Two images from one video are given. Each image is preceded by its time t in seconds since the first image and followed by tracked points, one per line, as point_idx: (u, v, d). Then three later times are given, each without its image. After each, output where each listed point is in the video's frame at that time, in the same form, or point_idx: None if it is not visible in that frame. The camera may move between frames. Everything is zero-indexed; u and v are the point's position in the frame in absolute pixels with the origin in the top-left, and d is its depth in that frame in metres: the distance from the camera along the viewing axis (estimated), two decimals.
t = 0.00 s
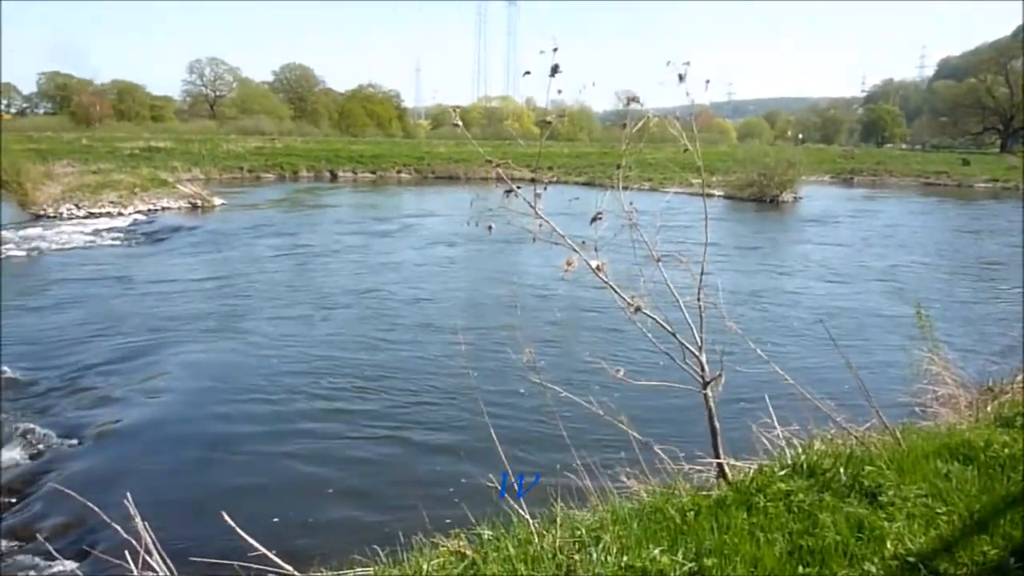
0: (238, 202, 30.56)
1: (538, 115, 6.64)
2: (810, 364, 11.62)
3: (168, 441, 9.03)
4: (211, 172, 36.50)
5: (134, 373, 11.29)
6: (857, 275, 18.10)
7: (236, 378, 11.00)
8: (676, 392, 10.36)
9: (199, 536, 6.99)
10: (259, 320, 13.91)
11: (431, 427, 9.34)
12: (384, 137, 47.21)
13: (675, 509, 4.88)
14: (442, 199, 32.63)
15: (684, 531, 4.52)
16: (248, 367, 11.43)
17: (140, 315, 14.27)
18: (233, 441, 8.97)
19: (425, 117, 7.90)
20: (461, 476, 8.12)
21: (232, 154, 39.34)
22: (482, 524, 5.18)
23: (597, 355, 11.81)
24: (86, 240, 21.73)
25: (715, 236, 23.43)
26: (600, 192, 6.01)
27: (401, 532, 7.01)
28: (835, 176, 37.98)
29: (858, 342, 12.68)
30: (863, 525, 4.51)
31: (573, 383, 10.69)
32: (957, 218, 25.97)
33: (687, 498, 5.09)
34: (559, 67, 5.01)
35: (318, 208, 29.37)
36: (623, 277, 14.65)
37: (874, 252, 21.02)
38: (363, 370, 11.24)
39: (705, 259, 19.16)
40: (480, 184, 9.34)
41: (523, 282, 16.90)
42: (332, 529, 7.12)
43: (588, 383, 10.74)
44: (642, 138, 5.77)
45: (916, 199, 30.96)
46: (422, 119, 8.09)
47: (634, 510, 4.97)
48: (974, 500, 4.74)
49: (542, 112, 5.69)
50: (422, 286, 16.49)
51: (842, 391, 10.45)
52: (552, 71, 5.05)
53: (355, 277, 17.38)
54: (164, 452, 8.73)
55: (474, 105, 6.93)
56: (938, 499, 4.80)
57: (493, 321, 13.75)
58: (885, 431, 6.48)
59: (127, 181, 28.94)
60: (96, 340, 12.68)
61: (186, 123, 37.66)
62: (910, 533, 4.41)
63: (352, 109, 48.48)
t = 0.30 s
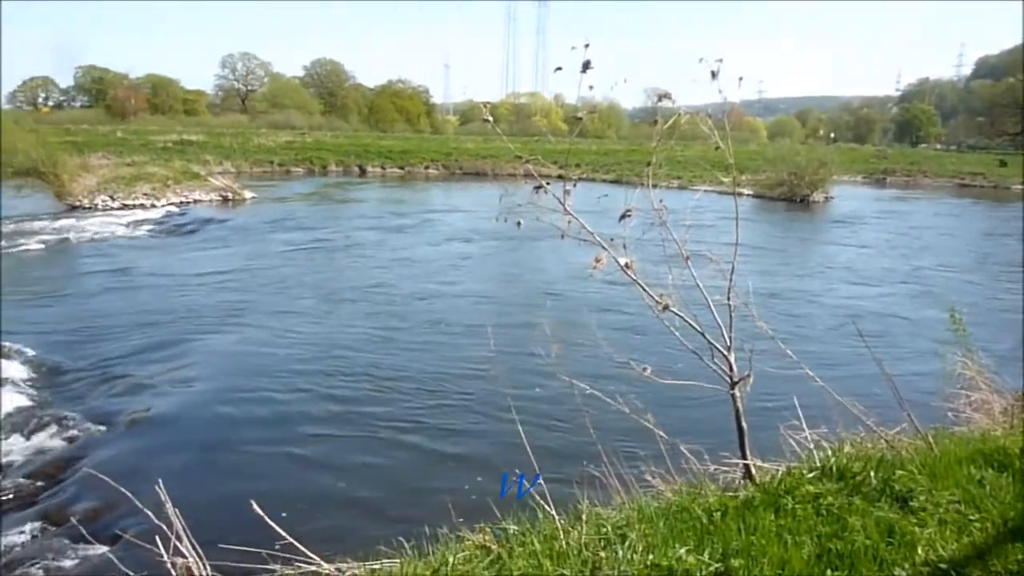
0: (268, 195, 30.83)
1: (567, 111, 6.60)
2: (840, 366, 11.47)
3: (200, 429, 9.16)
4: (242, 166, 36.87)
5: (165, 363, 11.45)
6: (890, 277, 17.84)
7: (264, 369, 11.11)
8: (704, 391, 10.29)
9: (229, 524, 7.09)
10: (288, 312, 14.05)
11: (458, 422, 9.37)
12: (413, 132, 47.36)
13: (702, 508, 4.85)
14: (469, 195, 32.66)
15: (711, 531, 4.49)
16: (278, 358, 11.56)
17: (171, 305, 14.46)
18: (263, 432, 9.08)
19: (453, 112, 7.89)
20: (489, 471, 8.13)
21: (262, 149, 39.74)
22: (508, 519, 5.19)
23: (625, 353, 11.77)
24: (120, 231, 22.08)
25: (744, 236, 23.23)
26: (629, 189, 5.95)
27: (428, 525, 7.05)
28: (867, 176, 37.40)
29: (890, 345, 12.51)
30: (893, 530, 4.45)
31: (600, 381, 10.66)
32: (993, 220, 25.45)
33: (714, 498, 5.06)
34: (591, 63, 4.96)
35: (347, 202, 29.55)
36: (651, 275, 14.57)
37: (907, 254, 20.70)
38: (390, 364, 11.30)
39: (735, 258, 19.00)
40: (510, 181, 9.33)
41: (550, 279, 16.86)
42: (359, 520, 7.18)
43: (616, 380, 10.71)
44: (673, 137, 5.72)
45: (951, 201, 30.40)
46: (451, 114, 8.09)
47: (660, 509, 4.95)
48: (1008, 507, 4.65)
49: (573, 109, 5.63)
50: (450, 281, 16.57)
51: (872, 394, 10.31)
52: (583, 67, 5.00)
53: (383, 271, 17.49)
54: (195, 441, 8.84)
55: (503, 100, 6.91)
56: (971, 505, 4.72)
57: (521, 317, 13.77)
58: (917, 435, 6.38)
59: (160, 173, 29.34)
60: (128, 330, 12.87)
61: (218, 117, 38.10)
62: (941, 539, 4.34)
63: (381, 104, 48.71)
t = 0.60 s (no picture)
0: (293, 195, 31.09)
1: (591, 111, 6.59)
2: (868, 367, 11.35)
3: (228, 426, 9.27)
4: (268, 166, 37.22)
5: (193, 360, 11.58)
6: (919, 277, 17.61)
7: (289, 367, 11.21)
8: (730, 392, 10.24)
9: (257, 520, 7.17)
10: (314, 311, 14.18)
11: (482, 421, 9.40)
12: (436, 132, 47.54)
13: (728, 509, 4.83)
14: (492, 195, 32.71)
15: (738, 532, 4.46)
16: (304, 356, 11.67)
17: (199, 304, 14.66)
18: (290, 430, 9.17)
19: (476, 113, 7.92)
20: (514, 470, 8.16)
21: (288, 149, 40.11)
22: (533, 519, 5.19)
23: (650, 353, 11.74)
24: (148, 230, 22.37)
25: (770, 235, 23.05)
26: (653, 189, 5.91)
27: (453, 522, 7.09)
28: (895, 175, 36.91)
29: (920, 346, 12.35)
30: (923, 533, 4.39)
31: (625, 381, 10.65)
32: None
33: (740, 500, 5.03)
34: (617, 62, 4.95)
35: (371, 202, 29.72)
36: (676, 275, 14.51)
37: (936, 254, 20.42)
38: (415, 363, 11.34)
39: (760, 257, 18.86)
40: (533, 180, 9.35)
41: (574, 278, 16.85)
42: (385, 517, 7.23)
43: (641, 380, 10.68)
44: (697, 136, 5.70)
45: (982, 200, 29.91)
46: (473, 114, 8.12)
47: (686, 510, 4.92)
48: None
49: (598, 108, 5.61)
50: (475, 281, 16.61)
51: (902, 396, 10.19)
52: (608, 66, 4.99)
53: (408, 271, 17.59)
54: (222, 439, 8.94)
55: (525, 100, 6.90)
56: (1003, 509, 4.65)
57: (545, 316, 13.78)
58: (947, 438, 6.29)
59: (188, 173, 29.70)
60: (157, 328, 13.04)
61: (244, 118, 38.50)
62: (973, 543, 4.28)
63: (405, 104, 48.96)
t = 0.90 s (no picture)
0: (318, 196, 31.31)
1: (616, 109, 6.55)
2: (898, 366, 11.19)
3: (255, 425, 9.37)
4: (293, 167, 37.52)
5: (220, 360, 11.71)
6: (950, 275, 17.36)
7: (316, 367, 11.30)
8: (756, 391, 10.16)
9: (284, 518, 7.24)
10: (340, 310, 14.29)
11: (507, 420, 9.41)
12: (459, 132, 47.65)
13: (756, 510, 4.79)
14: (516, 194, 32.75)
15: (765, 534, 4.42)
16: (329, 356, 11.76)
17: (226, 304, 14.84)
18: (316, 428, 9.25)
19: (500, 113, 7.90)
20: (538, 469, 8.15)
21: (313, 150, 40.45)
22: (558, 518, 5.18)
23: (675, 352, 11.68)
24: (176, 231, 22.67)
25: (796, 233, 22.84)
26: (678, 187, 5.84)
27: (478, 521, 7.10)
28: (924, 171, 36.38)
29: (950, 345, 12.17)
30: (955, 535, 4.32)
31: (651, 380, 10.61)
32: None
33: (767, 500, 4.99)
34: (641, 59, 4.89)
35: (396, 202, 29.83)
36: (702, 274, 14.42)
37: (967, 251, 20.10)
38: (440, 363, 11.37)
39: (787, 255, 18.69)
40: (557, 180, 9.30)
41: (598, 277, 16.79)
42: (410, 516, 7.27)
43: (667, 379, 10.64)
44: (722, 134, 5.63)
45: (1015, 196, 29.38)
46: (497, 114, 8.10)
47: (713, 511, 4.90)
48: None
49: (623, 106, 5.56)
50: (499, 280, 16.64)
51: (932, 395, 10.04)
52: (632, 64, 4.93)
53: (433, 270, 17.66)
54: (249, 437, 9.03)
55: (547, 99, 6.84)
56: None
57: (569, 316, 13.77)
58: (980, 438, 6.19)
59: (214, 175, 30.06)
60: (185, 328, 13.20)
61: (270, 120, 38.85)
62: (1007, 546, 4.19)
63: (429, 105, 49.20)
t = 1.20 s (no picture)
0: (344, 193, 31.51)
1: (641, 106, 6.51)
2: (928, 367, 11.02)
3: (281, 419, 9.47)
4: (320, 164, 37.79)
5: (246, 354, 11.82)
6: (983, 276, 17.03)
7: (342, 362, 11.38)
8: (784, 391, 10.07)
9: (309, 511, 7.32)
10: (365, 307, 14.37)
11: (531, 417, 9.42)
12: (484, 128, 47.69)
13: (781, 511, 4.75)
14: (540, 192, 32.66)
15: (791, 535, 4.38)
16: (355, 351, 11.84)
17: (253, 299, 14.99)
18: (342, 423, 9.33)
19: (525, 109, 7.89)
20: (563, 467, 8.14)
21: (339, 147, 40.68)
22: (581, 516, 5.18)
23: (701, 351, 11.61)
24: (204, 227, 22.93)
25: (824, 231, 22.57)
26: (705, 185, 5.76)
27: (502, 517, 7.11)
28: (957, 169, 35.71)
29: (983, 346, 11.95)
30: (986, 539, 4.24)
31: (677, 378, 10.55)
32: None
33: (793, 501, 4.95)
34: (668, 56, 4.80)
35: (421, 199, 29.93)
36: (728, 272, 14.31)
37: (1001, 252, 19.73)
38: (464, 359, 11.40)
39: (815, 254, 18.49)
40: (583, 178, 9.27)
41: (623, 275, 16.74)
42: (435, 511, 7.30)
43: (693, 378, 10.58)
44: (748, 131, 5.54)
45: None
46: (522, 111, 8.08)
47: (738, 511, 4.87)
48: None
49: (649, 102, 5.48)
50: (524, 277, 16.62)
51: (964, 398, 9.87)
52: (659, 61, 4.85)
53: (458, 267, 17.71)
54: (278, 431, 9.13)
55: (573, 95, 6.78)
56: None
57: (595, 313, 13.74)
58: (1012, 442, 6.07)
59: (242, 172, 30.33)
60: (212, 322, 13.34)
61: (297, 117, 39.16)
62: None
63: (454, 103, 49.23)
